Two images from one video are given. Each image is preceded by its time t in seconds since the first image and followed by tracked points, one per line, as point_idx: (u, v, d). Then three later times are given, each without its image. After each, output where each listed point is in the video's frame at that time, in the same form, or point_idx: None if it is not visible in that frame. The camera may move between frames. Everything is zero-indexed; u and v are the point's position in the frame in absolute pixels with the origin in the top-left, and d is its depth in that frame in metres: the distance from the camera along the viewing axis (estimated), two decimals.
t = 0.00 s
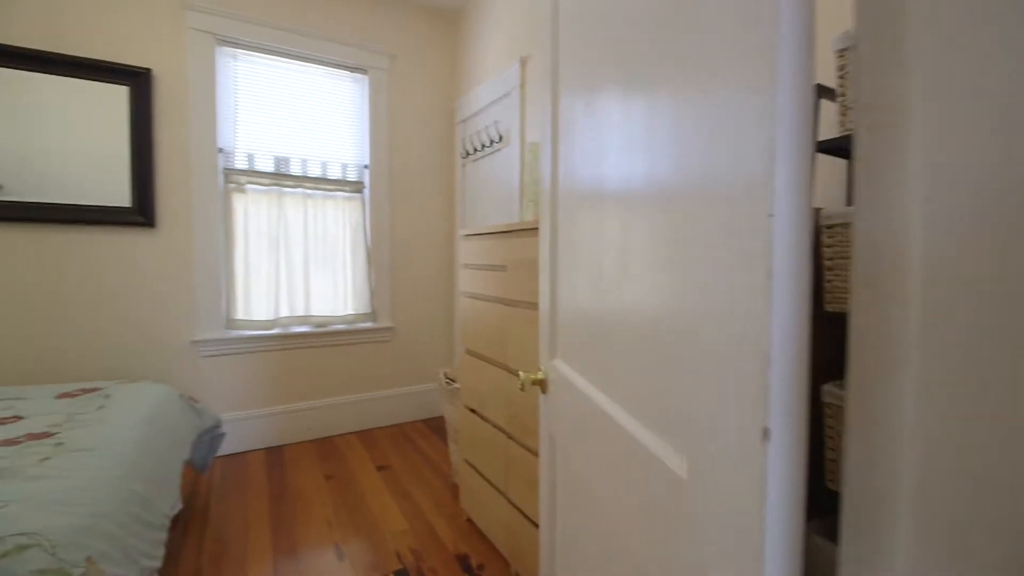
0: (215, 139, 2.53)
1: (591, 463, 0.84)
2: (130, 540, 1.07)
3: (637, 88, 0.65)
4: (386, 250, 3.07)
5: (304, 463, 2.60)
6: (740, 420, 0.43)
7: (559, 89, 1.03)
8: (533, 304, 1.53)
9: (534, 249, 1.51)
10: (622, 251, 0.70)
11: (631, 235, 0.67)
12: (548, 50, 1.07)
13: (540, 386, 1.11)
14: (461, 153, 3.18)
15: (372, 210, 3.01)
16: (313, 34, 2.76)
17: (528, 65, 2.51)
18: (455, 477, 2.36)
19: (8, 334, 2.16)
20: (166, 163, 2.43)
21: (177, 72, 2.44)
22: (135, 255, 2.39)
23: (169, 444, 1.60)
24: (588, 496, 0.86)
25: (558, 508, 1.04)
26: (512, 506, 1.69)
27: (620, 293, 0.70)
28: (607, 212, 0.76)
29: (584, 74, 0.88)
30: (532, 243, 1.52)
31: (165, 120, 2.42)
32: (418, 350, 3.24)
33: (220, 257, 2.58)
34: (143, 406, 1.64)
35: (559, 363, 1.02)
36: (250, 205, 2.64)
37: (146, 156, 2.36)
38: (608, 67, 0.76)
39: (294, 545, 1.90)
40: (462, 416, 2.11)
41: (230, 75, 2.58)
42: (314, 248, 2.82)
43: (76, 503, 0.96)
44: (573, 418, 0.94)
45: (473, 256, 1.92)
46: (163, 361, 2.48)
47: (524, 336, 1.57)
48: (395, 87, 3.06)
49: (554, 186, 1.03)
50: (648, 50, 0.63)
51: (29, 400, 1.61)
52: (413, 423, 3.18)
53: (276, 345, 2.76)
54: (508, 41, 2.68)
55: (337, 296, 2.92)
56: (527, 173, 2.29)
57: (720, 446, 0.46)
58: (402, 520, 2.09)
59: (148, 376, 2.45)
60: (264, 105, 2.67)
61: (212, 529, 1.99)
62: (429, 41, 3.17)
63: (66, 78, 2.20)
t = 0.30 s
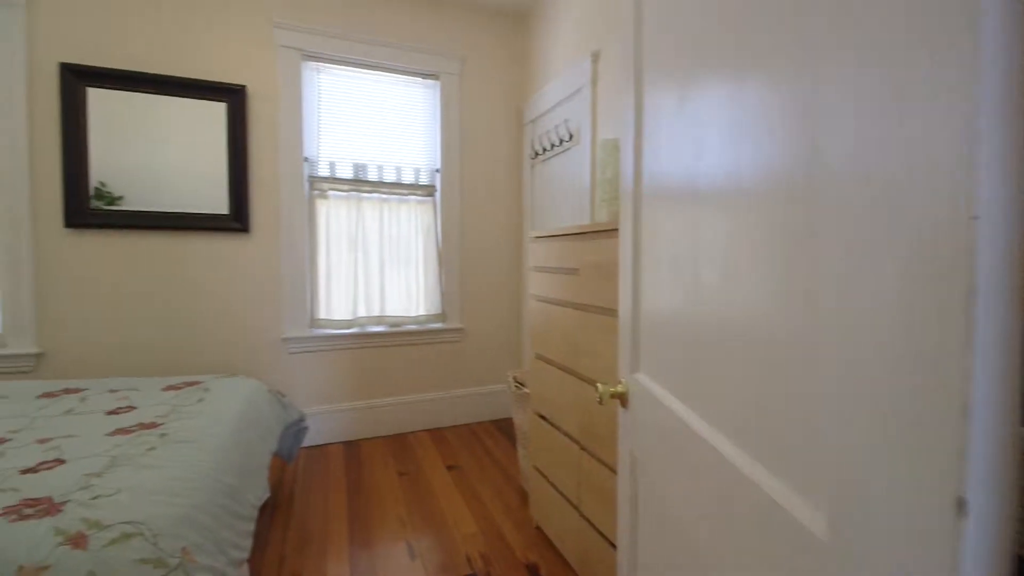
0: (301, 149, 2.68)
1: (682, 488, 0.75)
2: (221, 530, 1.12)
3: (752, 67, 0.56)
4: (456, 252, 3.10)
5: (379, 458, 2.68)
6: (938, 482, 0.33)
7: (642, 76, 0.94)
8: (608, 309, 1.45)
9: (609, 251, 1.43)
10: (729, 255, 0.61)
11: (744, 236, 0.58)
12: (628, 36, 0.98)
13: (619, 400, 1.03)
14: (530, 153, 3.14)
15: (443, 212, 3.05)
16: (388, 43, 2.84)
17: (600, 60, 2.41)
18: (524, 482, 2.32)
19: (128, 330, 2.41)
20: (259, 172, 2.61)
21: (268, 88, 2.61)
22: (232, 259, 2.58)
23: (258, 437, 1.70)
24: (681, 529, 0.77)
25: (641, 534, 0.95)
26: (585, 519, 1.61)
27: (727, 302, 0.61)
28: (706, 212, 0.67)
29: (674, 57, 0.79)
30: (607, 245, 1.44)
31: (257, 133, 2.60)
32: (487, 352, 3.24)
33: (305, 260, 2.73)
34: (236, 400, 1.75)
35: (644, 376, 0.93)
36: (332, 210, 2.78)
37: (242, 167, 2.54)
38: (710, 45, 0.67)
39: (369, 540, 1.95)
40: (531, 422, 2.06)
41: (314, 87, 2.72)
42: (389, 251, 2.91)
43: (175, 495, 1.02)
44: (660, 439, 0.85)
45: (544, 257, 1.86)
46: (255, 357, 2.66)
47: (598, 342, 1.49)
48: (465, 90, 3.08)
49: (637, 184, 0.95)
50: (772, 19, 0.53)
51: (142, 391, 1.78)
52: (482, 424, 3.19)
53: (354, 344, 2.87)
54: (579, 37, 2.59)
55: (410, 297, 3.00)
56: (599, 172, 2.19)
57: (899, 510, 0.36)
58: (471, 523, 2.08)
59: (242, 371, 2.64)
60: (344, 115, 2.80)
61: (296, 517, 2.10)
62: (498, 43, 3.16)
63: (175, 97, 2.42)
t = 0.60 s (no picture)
0: (373, 155, 2.76)
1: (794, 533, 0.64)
2: (298, 530, 1.13)
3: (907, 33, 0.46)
4: (521, 254, 3.06)
5: (445, 458, 2.69)
6: None
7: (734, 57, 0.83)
8: (687, 317, 1.33)
9: (689, 253, 1.31)
10: (872, 261, 0.50)
11: (896, 239, 0.47)
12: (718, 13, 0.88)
13: (706, 421, 0.92)
14: (597, 151, 3.03)
15: (508, 213, 3.02)
16: (455, 47, 2.86)
17: (673, 49, 2.26)
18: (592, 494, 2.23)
19: (219, 328, 2.60)
20: (334, 179, 2.72)
21: (343, 97, 2.71)
22: (309, 261, 2.70)
23: (333, 434, 1.74)
24: None
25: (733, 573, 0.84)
26: (659, 542, 1.50)
27: (869, 318, 0.50)
28: (830, 208, 0.56)
29: (782, 30, 0.68)
30: (687, 247, 1.33)
31: (333, 141, 2.71)
32: (552, 356, 3.17)
33: (376, 263, 2.81)
34: (313, 398, 1.81)
35: (737, 397, 0.82)
36: (401, 213, 2.84)
37: (319, 173, 2.66)
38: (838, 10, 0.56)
39: (436, 540, 1.95)
40: (600, 432, 1.97)
41: (385, 95, 2.80)
42: (455, 253, 2.93)
43: (253, 492, 1.04)
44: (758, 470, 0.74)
45: (615, 260, 1.77)
46: (330, 355, 2.77)
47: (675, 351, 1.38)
48: (531, 90, 3.03)
49: (727, 179, 0.85)
50: None
51: (230, 387, 1.89)
52: (546, 428, 3.13)
53: (422, 345, 2.92)
54: (651, 26, 2.45)
55: (475, 299, 3.00)
56: (673, 168, 2.05)
57: None
58: (537, 532, 2.02)
59: (318, 368, 2.76)
60: (413, 120, 2.85)
61: (366, 511, 2.15)
62: (564, 39, 3.08)
63: (260, 110, 2.58)
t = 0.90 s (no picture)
0: (422, 158, 2.79)
1: None
2: (347, 531, 1.14)
3: None
4: (569, 255, 3.00)
5: (491, 461, 2.68)
6: None
7: (813, 38, 0.74)
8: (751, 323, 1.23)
9: (753, 255, 1.22)
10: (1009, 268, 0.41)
11: None
12: None
13: (778, 441, 0.83)
14: (648, 148, 2.92)
15: (555, 213, 2.96)
16: (502, 47, 2.84)
17: (732, 37, 2.13)
18: (643, 505, 2.13)
19: (277, 327, 2.71)
20: (384, 182, 2.77)
21: (393, 102, 2.75)
22: (361, 263, 2.76)
23: (382, 434, 1.76)
24: None
25: None
26: (717, 563, 1.40)
27: (1001, 337, 0.42)
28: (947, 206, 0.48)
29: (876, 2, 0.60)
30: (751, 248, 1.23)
31: (383, 144, 2.76)
32: (600, 360, 3.09)
33: (425, 264, 2.83)
34: (363, 398, 1.84)
35: (816, 417, 0.72)
36: (449, 215, 2.86)
37: (370, 177, 2.72)
38: None
39: (481, 543, 1.93)
40: (651, 441, 1.88)
41: (433, 98, 2.82)
42: (501, 254, 2.91)
43: (304, 492, 1.05)
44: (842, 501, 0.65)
45: (669, 261, 1.67)
46: (380, 355, 2.83)
47: (737, 360, 1.28)
48: (579, 87, 2.97)
49: (806, 173, 0.76)
50: None
51: (286, 385, 1.96)
52: (594, 434, 3.05)
53: (468, 347, 2.92)
54: (707, 14, 2.33)
55: (522, 301, 2.97)
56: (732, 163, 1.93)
57: None
58: (584, 542, 1.96)
59: (368, 368, 2.82)
60: (461, 122, 2.85)
61: (413, 511, 2.16)
62: (613, 33, 2.99)
63: (316, 117, 2.67)
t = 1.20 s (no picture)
0: (468, 157, 2.80)
1: None
2: (395, 530, 1.14)
3: None
4: (617, 254, 2.91)
5: (536, 462, 2.64)
6: None
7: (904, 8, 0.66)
8: (822, 326, 1.13)
9: (826, 252, 1.12)
10: None
11: None
12: None
13: (858, 458, 0.75)
14: (702, 141, 2.79)
15: (603, 211, 2.89)
16: (549, 43, 2.80)
17: (796, 19, 1.99)
18: (696, 516, 2.03)
19: (329, 324, 2.80)
20: (432, 182, 2.80)
21: (441, 103, 2.78)
22: (409, 262, 2.81)
23: (429, 432, 1.77)
24: None
25: None
26: None
27: None
28: None
29: None
30: (823, 244, 1.13)
31: (431, 145, 2.79)
32: (650, 362, 2.98)
33: (471, 264, 2.84)
34: (411, 396, 1.86)
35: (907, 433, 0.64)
36: (495, 214, 2.85)
37: (419, 177, 2.76)
38: None
39: (527, 546, 1.90)
40: (706, 450, 1.78)
41: (480, 98, 2.82)
42: (547, 253, 2.87)
43: (354, 489, 1.06)
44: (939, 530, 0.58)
45: (728, 260, 1.58)
46: (427, 354, 2.86)
47: (805, 367, 1.18)
48: (629, 81, 2.88)
49: (897, 159, 0.67)
50: None
51: (338, 381, 2.01)
52: (643, 439, 2.95)
53: (514, 346, 2.90)
54: None
55: (568, 301, 2.92)
56: (797, 154, 1.80)
57: None
58: (634, 551, 1.89)
59: (416, 366, 2.86)
60: (507, 120, 2.84)
61: (459, 509, 2.16)
62: (665, 24, 2.88)
63: (367, 120, 2.74)
